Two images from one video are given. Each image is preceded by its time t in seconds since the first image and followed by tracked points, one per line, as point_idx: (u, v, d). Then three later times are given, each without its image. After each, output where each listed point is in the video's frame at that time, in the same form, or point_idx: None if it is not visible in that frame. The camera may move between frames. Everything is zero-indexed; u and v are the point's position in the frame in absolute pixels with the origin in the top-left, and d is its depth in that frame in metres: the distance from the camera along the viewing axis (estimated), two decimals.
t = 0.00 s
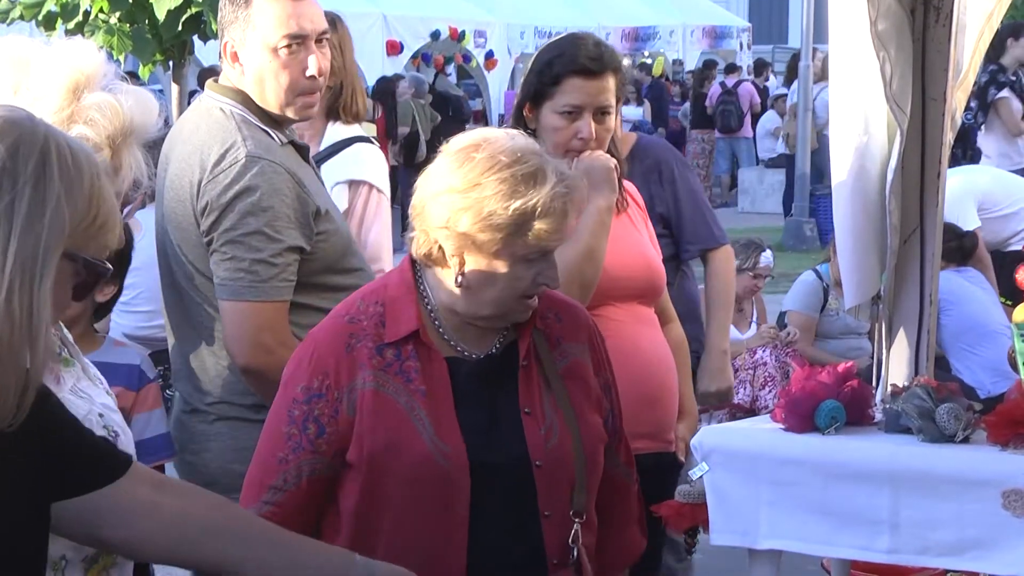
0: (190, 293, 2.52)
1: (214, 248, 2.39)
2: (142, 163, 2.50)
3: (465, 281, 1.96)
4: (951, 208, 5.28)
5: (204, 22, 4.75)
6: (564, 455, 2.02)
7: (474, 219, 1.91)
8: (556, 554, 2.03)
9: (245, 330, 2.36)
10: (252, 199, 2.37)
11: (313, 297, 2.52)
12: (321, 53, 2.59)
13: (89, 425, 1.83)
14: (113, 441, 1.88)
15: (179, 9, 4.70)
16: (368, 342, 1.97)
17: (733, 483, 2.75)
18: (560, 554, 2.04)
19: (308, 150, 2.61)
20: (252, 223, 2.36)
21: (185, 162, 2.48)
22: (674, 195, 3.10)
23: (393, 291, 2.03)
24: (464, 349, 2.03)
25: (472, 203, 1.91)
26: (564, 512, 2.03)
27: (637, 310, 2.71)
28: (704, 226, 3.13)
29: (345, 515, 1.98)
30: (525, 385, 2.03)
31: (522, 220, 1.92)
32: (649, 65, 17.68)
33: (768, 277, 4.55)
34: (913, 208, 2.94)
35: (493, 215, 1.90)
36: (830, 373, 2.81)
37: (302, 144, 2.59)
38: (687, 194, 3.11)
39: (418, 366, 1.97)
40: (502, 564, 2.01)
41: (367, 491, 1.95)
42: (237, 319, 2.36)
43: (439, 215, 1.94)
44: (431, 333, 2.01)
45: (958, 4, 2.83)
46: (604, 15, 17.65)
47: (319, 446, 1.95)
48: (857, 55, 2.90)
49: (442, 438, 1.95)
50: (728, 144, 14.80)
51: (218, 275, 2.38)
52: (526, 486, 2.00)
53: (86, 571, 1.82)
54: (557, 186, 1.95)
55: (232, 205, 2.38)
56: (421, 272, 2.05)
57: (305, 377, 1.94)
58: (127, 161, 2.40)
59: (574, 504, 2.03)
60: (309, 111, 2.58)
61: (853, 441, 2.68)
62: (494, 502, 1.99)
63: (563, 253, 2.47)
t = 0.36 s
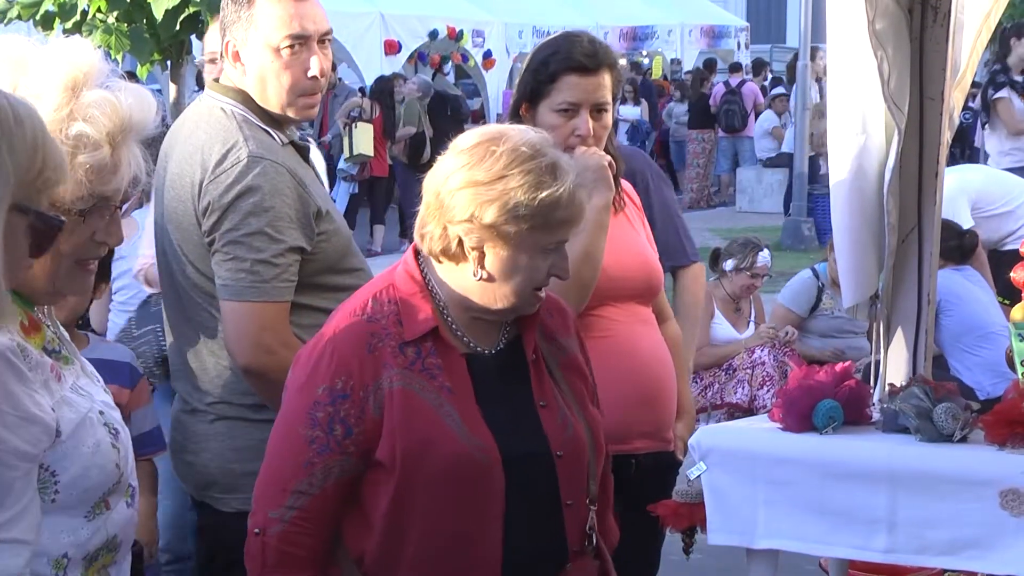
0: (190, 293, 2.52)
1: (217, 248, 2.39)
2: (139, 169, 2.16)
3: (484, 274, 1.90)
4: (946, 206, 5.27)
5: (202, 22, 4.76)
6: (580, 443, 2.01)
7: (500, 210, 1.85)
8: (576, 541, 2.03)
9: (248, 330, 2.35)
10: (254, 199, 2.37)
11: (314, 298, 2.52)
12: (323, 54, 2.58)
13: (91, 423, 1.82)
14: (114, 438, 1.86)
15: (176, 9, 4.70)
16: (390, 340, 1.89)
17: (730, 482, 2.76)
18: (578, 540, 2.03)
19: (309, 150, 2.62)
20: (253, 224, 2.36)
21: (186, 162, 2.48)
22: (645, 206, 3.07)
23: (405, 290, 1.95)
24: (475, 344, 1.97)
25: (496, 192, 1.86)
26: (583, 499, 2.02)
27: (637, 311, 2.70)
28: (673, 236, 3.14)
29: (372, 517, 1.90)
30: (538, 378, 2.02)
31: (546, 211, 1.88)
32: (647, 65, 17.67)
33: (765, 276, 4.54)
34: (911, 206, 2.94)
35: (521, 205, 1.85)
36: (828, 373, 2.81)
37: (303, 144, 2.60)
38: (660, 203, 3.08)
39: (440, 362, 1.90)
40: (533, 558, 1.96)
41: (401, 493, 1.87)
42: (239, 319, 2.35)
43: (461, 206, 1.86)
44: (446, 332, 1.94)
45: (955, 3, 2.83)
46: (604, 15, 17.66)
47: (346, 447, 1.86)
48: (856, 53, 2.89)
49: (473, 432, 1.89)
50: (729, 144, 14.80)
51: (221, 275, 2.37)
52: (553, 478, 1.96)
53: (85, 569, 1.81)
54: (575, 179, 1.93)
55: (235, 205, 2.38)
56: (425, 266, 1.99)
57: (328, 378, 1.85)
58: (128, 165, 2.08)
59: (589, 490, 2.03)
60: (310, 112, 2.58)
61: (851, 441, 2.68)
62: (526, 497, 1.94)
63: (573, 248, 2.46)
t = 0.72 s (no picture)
0: (190, 293, 2.51)
1: (223, 247, 2.38)
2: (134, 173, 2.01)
3: (493, 268, 1.94)
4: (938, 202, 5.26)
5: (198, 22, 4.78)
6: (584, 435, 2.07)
7: (510, 203, 1.89)
8: (583, 531, 2.09)
9: (250, 329, 2.35)
10: (259, 198, 2.37)
11: (314, 297, 2.52)
12: (324, 54, 2.59)
13: (88, 422, 1.80)
14: (111, 437, 1.84)
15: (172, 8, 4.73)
16: (403, 339, 1.92)
17: (725, 481, 2.76)
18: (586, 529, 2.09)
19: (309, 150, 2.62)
20: (259, 223, 2.36)
21: (187, 161, 2.48)
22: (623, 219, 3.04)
23: (408, 288, 1.97)
24: (479, 340, 2.01)
25: (504, 185, 1.89)
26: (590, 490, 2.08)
27: (632, 309, 2.71)
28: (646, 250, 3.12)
29: (390, 515, 1.94)
30: (541, 372, 2.07)
31: (553, 204, 1.92)
32: (645, 64, 17.68)
33: (760, 275, 4.54)
34: (907, 206, 2.93)
35: (530, 198, 1.89)
36: (823, 372, 2.81)
37: (302, 144, 2.61)
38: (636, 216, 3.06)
39: (452, 360, 1.94)
40: (547, 549, 2.02)
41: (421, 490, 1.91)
42: (246, 317, 2.35)
43: (470, 199, 1.89)
44: (455, 329, 1.98)
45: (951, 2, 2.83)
46: (603, 15, 17.66)
47: (364, 447, 1.90)
48: (853, 55, 2.87)
49: (489, 428, 1.93)
50: (729, 143, 14.80)
51: (226, 275, 2.36)
52: (562, 471, 2.02)
53: (83, 569, 1.81)
54: (577, 173, 1.97)
55: (240, 203, 2.37)
56: (424, 262, 2.02)
57: (343, 379, 1.88)
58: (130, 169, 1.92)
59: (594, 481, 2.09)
60: (309, 112, 2.59)
61: (847, 440, 2.68)
62: (540, 491, 1.99)
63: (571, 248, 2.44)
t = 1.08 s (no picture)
0: (189, 293, 2.52)
1: (225, 248, 2.38)
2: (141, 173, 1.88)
3: (501, 269, 1.95)
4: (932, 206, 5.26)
5: (195, 23, 4.80)
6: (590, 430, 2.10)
7: (523, 206, 1.90)
8: (592, 524, 2.12)
9: (253, 330, 2.35)
10: (262, 198, 2.37)
11: (314, 298, 2.52)
12: (324, 56, 2.59)
13: (91, 426, 1.79)
14: (113, 441, 1.83)
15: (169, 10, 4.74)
16: (416, 338, 1.93)
17: (722, 482, 2.76)
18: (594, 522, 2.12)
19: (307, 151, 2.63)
20: (261, 223, 2.36)
21: (187, 162, 2.47)
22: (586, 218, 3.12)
23: (416, 287, 1.98)
24: (485, 338, 2.01)
25: (511, 186, 1.90)
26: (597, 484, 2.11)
27: (632, 309, 2.72)
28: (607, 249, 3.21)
29: (408, 514, 1.94)
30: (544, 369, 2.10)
31: (563, 206, 1.94)
32: (642, 63, 17.68)
33: (758, 276, 4.53)
34: (904, 206, 2.92)
35: (541, 201, 1.91)
36: (819, 373, 2.81)
37: (301, 145, 2.61)
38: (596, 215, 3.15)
39: (466, 358, 1.95)
40: (559, 543, 2.04)
41: (440, 487, 1.91)
42: (248, 318, 2.35)
43: (477, 199, 1.90)
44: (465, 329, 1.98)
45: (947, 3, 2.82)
46: (600, 15, 17.68)
47: (382, 446, 1.90)
48: (848, 55, 2.87)
49: (506, 424, 1.95)
50: (726, 143, 14.81)
51: (228, 275, 2.36)
52: (572, 465, 2.05)
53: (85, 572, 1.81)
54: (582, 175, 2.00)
55: (243, 203, 2.37)
56: (429, 261, 2.02)
57: (361, 379, 1.88)
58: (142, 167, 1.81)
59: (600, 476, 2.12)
60: (308, 112, 2.59)
61: (843, 440, 2.68)
62: (554, 484, 2.01)
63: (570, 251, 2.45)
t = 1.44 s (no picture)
0: (191, 290, 2.53)
1: (222, 242, 2.38)
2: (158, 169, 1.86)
3: (467, 255, 1.94)
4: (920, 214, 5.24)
5: (196, 18, 4.79)
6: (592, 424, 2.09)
7: (488, 194, 1.88)
8: (595, 519, 2.12)
9: (252, 323, 2.35)
10: (259, 192, 2.37)
11: (313, 293, 2.51)
12: (324, 51, 2.59)
13: (100, 424, 1.78)
14: (122, 439, 1.82)
15: (169, 6, 4.72)
16: (414, 331, 1.92)
17: (722, 478, 2.76)
18: (597, 516, 2.12)
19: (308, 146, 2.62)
20: (258, 218, 2.36)
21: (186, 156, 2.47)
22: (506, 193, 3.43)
23: (415, 282, 1.98)
24: (484, 332, 2.01)
25: (492, 175, 1.89)
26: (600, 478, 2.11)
27: (631, 304, 2.69)
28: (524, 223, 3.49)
29: (406, 508, 1.94)
30: (546, 365, 2.09)
31: (533, 203, 1.87)
32: (642, 61, 17.67)
33: (758, 271, 4.52)
34: (905, 202, 2.92)
35: (509, 191, 1.87)
36: (819, 369, 2.80)
37: (301, 140, 2.61)
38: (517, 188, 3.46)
39: (463, 352, 1.94)
40: (561, 536, 2.04)
41: (438, 480, 1.91)
42: (247, 312, 2.35)
43: (458, 184, 1.91)
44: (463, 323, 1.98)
45: None
46: (598, 13, 17.69)
47: (380, 439, 1.90)
48: (850, 51, 2.86)
49: (505, 417, 1.94)
50: (724, 141, 14.84)
51: (226, 270, 2.36)
52: (573, 458, 2.05)
53: (91, 568, 1.80)
54: (575, 184, 1.91)
55: (239, 198, 2.37)
56: (430, 257, 2.03)
57: (357, 372, 1.88)
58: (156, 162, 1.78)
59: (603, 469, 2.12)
60: (308, 107, 2.60)
61: (843, 436, 2.68)
62: (554, 477, 2.01)
63: (576, 248, 2.46)
